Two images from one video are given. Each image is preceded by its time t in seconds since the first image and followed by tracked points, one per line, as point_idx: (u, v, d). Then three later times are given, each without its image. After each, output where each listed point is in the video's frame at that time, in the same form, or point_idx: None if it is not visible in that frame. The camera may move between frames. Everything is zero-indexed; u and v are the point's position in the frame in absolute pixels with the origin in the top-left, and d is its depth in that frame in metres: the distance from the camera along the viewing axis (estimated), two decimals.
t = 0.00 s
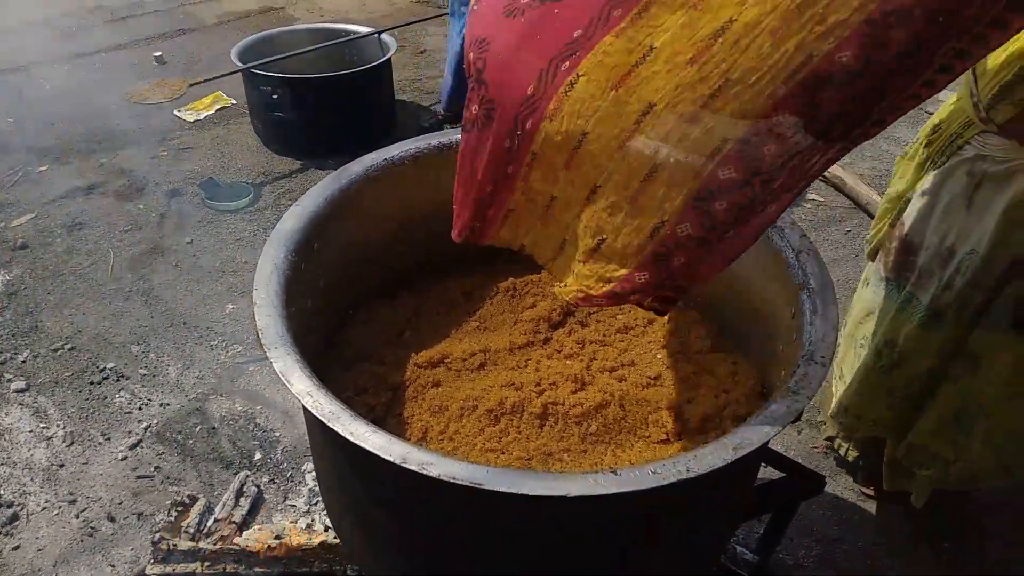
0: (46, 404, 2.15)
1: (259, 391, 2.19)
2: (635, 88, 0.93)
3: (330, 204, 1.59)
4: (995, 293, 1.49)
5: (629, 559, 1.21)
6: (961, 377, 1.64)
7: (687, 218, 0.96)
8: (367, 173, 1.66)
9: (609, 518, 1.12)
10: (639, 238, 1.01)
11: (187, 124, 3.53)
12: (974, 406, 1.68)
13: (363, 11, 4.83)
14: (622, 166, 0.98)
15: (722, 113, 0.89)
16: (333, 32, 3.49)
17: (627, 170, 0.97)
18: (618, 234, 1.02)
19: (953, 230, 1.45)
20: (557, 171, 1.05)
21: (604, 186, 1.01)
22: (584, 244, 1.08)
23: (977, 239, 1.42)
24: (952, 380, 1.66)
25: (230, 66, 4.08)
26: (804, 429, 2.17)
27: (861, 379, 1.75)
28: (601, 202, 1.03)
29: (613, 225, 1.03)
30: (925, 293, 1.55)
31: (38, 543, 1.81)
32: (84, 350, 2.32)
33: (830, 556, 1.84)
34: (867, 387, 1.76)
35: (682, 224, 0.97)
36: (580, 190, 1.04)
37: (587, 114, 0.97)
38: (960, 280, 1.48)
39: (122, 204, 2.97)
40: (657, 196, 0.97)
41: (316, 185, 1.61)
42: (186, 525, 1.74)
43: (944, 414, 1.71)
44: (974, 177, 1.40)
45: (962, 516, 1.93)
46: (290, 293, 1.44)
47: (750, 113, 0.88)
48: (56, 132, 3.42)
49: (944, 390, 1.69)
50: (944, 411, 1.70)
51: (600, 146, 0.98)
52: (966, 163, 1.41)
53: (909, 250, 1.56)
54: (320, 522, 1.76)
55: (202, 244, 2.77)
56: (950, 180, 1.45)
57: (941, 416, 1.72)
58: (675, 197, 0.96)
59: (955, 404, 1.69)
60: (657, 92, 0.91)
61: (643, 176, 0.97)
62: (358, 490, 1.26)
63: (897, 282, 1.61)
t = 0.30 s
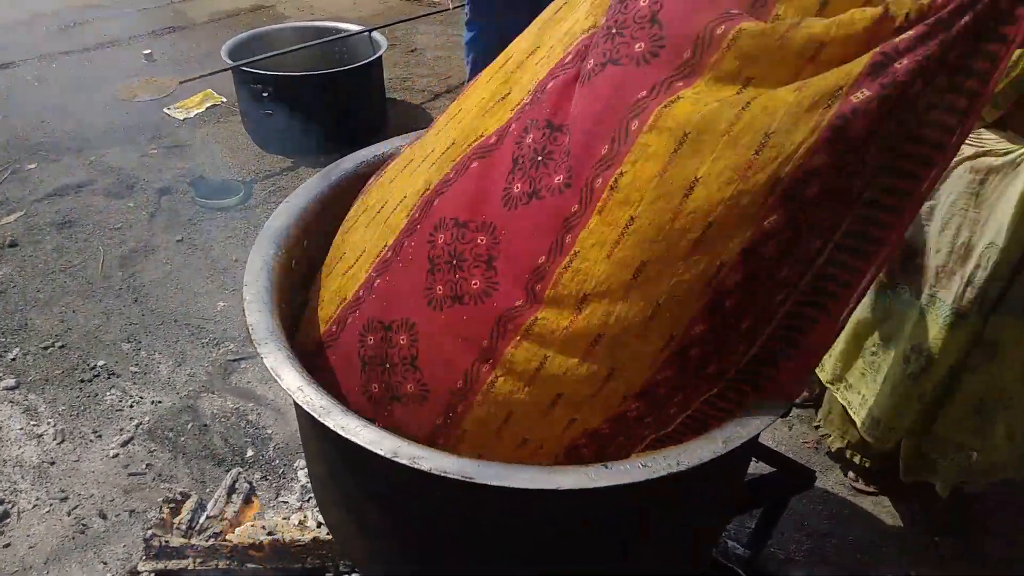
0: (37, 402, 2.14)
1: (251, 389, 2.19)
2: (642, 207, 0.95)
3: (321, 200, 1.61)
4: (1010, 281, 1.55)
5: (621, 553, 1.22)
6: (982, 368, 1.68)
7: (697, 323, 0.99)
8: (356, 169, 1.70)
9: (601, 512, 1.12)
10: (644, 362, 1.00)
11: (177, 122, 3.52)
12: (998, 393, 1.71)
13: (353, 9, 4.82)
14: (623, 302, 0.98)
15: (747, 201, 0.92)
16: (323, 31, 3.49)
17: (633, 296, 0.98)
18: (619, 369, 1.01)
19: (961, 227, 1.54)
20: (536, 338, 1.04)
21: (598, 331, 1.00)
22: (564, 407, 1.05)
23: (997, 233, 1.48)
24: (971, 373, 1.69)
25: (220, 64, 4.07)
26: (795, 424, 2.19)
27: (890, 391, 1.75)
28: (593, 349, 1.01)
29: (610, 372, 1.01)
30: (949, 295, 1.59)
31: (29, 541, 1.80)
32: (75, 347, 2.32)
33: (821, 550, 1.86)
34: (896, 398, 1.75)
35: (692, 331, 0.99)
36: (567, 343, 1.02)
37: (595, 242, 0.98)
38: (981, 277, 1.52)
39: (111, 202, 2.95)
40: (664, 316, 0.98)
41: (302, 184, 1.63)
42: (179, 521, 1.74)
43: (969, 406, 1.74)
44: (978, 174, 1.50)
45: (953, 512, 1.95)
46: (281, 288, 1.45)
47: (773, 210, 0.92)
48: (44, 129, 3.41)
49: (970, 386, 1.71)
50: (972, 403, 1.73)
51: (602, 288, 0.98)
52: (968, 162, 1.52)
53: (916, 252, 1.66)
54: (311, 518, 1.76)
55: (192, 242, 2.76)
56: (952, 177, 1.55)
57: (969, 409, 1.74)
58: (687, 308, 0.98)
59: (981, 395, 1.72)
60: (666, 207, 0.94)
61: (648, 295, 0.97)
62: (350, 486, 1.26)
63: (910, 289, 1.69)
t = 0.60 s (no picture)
0: (33, 401, 2.14)
1: (248, 388, 2.19)
2: (673, 290, 1.27)
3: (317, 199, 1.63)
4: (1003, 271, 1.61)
5: (616, 551, 1.22)
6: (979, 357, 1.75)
7: (711, 390, 1.18)
8: (353, 169, 1.72)
9: (598, 509, 1.13)
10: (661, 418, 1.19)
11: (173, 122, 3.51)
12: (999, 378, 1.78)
13: (349, 9, 4.81)
14: (643, 363, 1.24)
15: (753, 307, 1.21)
16: (318, 30, 3.49)
17: (660, 355, 1.23)
18: (642, 414, 1.21)
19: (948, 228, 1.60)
20: (570, 396, 1.28)
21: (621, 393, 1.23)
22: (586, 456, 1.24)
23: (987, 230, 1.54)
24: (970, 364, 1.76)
25: (216, 64, 4.06)
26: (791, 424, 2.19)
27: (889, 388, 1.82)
28: (618, 407, 1.23)
29: (633, 422, 1.21)
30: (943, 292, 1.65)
31: (25, 540, 1.80)
32: (70, 347, 2.31)
33: (817, 550, 1.86)
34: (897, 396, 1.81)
35: (705, 399, 1.18)
36: (597, 400, 1.26)
37: (627, 315, 1.29)
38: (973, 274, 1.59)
39: (107, 201, 2.95)
40: (684, 375, 1.20)
41: (300, 183, 1.64)
42: (176, 520, 1.73)
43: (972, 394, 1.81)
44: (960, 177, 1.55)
45: (949, 509, 1.96)
46: (278, 285, 1.45)
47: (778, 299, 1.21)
48: (39, 128, 3.40)
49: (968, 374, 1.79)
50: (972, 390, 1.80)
51: (626, 353, 1.25)
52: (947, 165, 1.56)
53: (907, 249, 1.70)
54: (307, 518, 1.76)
55: (189, 241, 2.76)
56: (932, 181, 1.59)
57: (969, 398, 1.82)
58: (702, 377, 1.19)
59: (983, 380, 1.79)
60: (689, 291, 1.26)
61: (671, 358, 1.23)
62: (348, 484, 1.26)
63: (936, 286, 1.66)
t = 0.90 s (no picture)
0: (39, 400, 2.15)
1: (252, 389, 2.20)
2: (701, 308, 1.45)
3: (324, 201, 1.64)
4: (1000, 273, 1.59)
5: (621, 550, 1.22)
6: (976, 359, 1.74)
7: (720, 387, 1.26)
8: (360, 171, 1.73)
9: (603, 509, 1.13)
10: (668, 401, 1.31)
11: (179, 123, 3.53)
12: (997, 382, 1.76)
13: (354, 11, 4.83)
14: (664, 365, 1.37)
15: (763, 328, 1.36)
16: (324, 33, 3.51)
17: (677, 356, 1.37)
18: (654, 397, 1.32)
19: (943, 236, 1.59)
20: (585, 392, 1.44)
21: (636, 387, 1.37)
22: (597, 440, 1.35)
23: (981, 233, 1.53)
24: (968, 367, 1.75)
25: (221, 66, 4.08)
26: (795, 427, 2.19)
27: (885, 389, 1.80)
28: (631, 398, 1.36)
29: (643, 402, 1.33)
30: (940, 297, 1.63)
31: (32, 538, 1.81)
32: (76, 346, 2.32)
33: (820, 553, 1.86)
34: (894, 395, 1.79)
35: (716, 391, 1.26)
36: (612, 393, 1.39)
37: (654, 326, 1.47)
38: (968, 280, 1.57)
39: (113, 202, 2.96)
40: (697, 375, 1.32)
41: (307, 184, 1.65)
42: (181, 519, 1.74)
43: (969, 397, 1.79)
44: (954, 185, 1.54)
45: (950, 513, 1.96)
46: (286, 287, 1.46)
47: (794, 332, 1.33)
48: (46, 129, 3.42)
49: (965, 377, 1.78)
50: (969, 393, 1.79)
51: (647, 359, 1.41)
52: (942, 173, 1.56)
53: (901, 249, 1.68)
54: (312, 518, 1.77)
55: (195, 243, 2.77)
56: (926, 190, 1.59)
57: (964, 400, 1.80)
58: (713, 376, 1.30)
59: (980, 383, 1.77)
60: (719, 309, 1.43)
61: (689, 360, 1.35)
62: (354, 483, 1.27)
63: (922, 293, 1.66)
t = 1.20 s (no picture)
0: (36, 399, 2.15)
1: (250, 388, 2.20)
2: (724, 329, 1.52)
3: (321, 200, 1.64)
4: (1001, 277, 1.60)
5: (617, 549, 1.22)
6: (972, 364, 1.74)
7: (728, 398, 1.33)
8: (359, 170, 1.73)
9: (599, 509, 1.13)
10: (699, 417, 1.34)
11: (178, 123, 3.53)
12: (993, 388, 1.76)
13: (353, 12, 4.83)
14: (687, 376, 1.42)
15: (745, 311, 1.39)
16: (323, 33, 3.51)
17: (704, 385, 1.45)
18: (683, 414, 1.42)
19: (943, 240, 1.55)
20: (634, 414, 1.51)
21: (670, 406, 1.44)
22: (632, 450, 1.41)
23: (975, 241, 1.51)
24: (964, 368, 1.75)
25: (220, 66, 4.08)
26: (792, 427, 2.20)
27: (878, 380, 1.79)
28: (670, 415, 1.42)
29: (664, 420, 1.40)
30: (934, 298, 1.62)
31: (27, 537, 1.81)
32: (73, 345, 2.32)
33: (817, 552, 1.86)
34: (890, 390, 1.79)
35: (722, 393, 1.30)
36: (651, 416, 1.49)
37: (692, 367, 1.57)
38: (962, 282, 1.56)
39: (111, 201, 2.96)
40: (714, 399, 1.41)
41: (303, 183, 1.65)
42: (177, 519, 1.74)
43: (966, 399, 1.78)
44: (953, 190, 1.50)
45: (947, 512, 1.96)
46: (282, 285, 1.46)
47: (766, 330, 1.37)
48: (44, 128, 3.41)
49: (962, 378, 1.76)
50: (967, 398, 1.78)
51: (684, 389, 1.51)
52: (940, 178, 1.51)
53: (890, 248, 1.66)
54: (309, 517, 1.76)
55: (193, 242, 2.77)
56: (924, 198, 1.55)
57: (962, 405, 1.79)
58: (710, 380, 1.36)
59: (978, 388, 1.76)
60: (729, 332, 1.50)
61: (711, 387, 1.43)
62: (350, 480, 1.27)
63: (907, 291, 1.67)
